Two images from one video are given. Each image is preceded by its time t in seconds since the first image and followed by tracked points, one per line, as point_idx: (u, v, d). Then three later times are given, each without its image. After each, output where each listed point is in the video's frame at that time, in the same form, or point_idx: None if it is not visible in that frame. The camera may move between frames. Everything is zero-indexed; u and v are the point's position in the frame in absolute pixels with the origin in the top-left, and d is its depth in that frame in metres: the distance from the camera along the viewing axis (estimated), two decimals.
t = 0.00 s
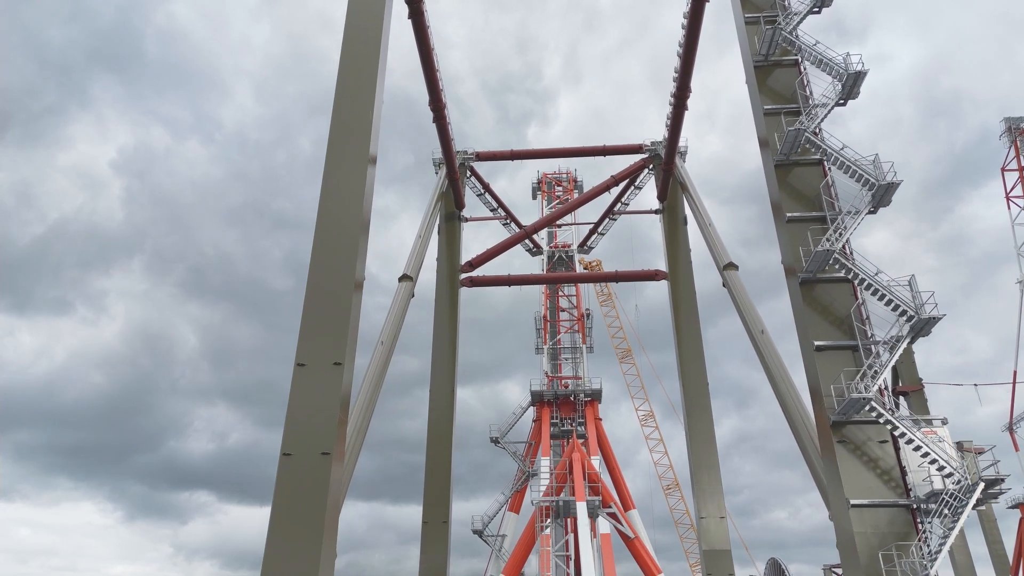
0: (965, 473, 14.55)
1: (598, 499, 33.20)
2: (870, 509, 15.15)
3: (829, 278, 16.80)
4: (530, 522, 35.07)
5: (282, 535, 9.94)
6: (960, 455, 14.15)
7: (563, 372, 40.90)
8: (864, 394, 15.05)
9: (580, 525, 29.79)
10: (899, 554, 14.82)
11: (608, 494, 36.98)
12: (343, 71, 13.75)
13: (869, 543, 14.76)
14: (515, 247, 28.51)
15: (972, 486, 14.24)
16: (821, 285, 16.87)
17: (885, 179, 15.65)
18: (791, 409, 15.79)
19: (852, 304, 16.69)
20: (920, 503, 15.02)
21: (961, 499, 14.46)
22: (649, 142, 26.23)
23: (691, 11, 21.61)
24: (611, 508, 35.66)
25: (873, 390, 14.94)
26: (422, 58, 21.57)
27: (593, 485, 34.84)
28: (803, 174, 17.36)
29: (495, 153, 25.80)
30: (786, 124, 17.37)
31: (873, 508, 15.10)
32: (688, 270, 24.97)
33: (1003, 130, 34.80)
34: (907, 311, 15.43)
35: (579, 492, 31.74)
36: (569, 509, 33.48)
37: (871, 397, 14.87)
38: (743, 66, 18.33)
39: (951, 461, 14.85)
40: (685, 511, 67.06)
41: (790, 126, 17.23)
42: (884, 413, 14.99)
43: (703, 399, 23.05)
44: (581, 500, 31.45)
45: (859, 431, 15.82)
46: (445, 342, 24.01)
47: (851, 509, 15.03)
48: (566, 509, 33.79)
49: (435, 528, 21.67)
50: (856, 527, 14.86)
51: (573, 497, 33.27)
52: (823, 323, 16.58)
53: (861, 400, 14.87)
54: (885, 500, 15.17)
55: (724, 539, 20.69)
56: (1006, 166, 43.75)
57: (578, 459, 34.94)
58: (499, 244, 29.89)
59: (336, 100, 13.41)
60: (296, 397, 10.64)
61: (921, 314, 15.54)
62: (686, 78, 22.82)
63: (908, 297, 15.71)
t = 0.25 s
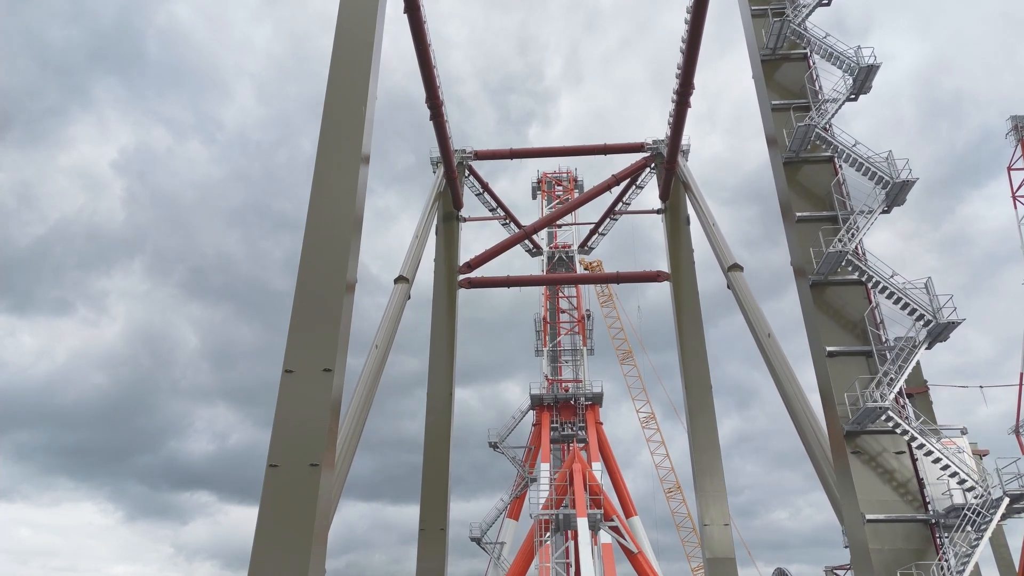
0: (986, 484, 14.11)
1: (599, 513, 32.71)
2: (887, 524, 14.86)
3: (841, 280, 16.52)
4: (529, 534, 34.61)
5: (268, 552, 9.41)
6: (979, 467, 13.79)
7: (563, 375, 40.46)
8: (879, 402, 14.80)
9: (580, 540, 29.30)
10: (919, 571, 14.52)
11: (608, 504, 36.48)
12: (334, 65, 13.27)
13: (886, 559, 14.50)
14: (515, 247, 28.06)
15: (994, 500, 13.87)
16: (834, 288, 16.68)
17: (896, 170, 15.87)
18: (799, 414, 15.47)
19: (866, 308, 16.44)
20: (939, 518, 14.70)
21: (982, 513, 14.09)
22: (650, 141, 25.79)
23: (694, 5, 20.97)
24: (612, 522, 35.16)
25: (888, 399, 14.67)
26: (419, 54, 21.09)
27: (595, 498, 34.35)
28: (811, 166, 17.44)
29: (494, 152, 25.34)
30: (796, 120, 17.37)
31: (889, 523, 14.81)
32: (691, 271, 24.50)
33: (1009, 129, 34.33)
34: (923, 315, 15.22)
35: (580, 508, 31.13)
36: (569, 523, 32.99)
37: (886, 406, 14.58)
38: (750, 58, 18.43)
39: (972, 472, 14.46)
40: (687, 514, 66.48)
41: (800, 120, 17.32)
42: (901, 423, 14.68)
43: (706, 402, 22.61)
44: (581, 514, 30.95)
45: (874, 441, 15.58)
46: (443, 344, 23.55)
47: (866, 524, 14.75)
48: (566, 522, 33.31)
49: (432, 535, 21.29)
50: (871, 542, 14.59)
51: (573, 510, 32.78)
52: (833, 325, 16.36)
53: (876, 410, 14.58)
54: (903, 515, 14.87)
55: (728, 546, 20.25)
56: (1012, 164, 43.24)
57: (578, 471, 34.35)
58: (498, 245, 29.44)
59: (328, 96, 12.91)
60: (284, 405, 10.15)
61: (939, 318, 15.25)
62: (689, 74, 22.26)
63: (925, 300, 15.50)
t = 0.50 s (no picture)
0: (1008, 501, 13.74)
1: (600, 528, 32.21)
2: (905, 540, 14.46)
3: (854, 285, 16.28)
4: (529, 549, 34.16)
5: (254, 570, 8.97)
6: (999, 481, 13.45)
7: (563, 379, 40.02)
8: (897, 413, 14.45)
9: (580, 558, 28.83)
10: None
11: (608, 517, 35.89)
12: (325, 58, 12.81)
13: None
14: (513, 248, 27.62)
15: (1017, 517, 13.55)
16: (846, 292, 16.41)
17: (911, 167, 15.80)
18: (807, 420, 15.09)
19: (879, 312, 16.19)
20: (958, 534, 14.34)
21: (1004, 530, 13.75)
22: (652, 140, 25.35)
23: None
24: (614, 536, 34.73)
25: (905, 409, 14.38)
26: (415, 50, 20.62)
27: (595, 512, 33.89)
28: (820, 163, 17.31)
29: (492, 151, 24.90)
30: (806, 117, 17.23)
31: (907, 540, 14.41)
32: (693, 273, 24.06)
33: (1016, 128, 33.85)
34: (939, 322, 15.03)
35: (580, 526, 30.53)
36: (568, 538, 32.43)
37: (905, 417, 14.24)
38: (757, 52, 18.30)
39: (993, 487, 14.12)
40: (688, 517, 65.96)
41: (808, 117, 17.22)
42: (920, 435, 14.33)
43: (709, 407, 22.20)
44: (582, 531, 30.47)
45: (888, 453, 15.15)
46: (441, 347, 23.10)
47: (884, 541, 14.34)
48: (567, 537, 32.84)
49: (429, 543, 20.88)
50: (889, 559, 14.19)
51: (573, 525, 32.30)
52: (840, 330, 16.08)
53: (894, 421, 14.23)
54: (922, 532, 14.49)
55: (732, 556, 19.98)
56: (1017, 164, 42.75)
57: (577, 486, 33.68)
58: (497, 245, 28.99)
59: (319, 93, 12.46)
60: (271, 415, 9.72)
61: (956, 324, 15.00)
62: (692, 71, 21.74)
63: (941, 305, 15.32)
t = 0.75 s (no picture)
0: None
1: (601, 545, 31.67)
2: (923, 561, 14.03)
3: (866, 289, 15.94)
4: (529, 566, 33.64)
5: None
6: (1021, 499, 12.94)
7: (562, 384, 39.55)
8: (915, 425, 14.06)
9: None
10: None
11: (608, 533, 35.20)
12: (315, 52, 12.35)
13: None
14: (512, 249, 27.15)
15: None
16: (859, 296, 16.02)
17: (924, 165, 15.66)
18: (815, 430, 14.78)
19: (894, 317, 15.80)
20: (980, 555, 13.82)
21: None
22: (653, 139, 24.89)
23: None
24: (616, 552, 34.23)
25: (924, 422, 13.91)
26: (410, 46, 20.12)
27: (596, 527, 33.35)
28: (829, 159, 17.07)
29: (490, 151, 24.42)
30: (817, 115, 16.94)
31: (926, 560, 13.95)
32: (695, 274, 23.58)
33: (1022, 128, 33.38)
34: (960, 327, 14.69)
35: (579, 547, 29.86)
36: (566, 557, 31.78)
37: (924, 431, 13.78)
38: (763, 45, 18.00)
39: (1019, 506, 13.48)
40: (690, 521, 65.17)
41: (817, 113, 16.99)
42: (938, 448, 13.88)
43: (712, 412, 21.77)
44: (583, 550, 29.90)
45: (904, 468, 14.68)
46: (438, 351, 22.62)
47: (900, 561, 13.91)
48: (567, 555, 32.30)
49: (424, 552, 20.43)
50: None
51: (573, 543, 31.72)
52: (849, 334, 15.70)
53: (911, 434, 13.79)
54: (941, 553, 14.03)
55: (735, 567, 19.78)
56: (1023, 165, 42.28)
57: (577, 502, 32.99)
58: (495, 246, 28.50)
59: (308, 89, 11.94)
60: (254, 426, 9.23)
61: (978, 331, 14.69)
62: (695, 68, 21.22)
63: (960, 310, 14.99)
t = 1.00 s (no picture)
0: None
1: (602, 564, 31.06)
2: None
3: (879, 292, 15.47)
4: None
5: None
6: None
7: (562, 388, 39.14)
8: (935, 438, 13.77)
9: None
10: None
11: (609, 549, 34.54)
12: (305, 45, 11.92)
13: None
14: (511, 249, 26.73)
15: None
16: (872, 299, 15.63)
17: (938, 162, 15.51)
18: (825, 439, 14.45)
19: (908, 321, 15.47)
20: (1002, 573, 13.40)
21: None
22: (654, 137, 24.46)
23: None
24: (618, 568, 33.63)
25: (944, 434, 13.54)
26: (406, 42, 19.69)
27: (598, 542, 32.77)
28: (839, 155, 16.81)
29: (489, 149, 24.00)
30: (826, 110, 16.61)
31: None
32: (698, 275, 23.12)
33: None
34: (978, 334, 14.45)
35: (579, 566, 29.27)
36: (565, 575, 31.10)
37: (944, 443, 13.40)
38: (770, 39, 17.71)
39: None
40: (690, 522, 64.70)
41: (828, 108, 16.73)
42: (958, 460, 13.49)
43: (715, 416, 21.33)
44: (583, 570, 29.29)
45: (922, 481, 14.29)
46: (435, 355, 22.15)
47: None
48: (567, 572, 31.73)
49: (421, 559, 20.01)
50: None
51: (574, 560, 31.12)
52: (857, 338, 15.31)
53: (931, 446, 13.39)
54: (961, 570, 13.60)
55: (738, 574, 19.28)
56: None
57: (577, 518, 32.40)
58: (494, 247, 28.06)
59: (298, 84, 11.48)
60: (237, 435, 8.83)
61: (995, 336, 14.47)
62: (697, 64, 20.74)
63: (978, 314, 14.75)
